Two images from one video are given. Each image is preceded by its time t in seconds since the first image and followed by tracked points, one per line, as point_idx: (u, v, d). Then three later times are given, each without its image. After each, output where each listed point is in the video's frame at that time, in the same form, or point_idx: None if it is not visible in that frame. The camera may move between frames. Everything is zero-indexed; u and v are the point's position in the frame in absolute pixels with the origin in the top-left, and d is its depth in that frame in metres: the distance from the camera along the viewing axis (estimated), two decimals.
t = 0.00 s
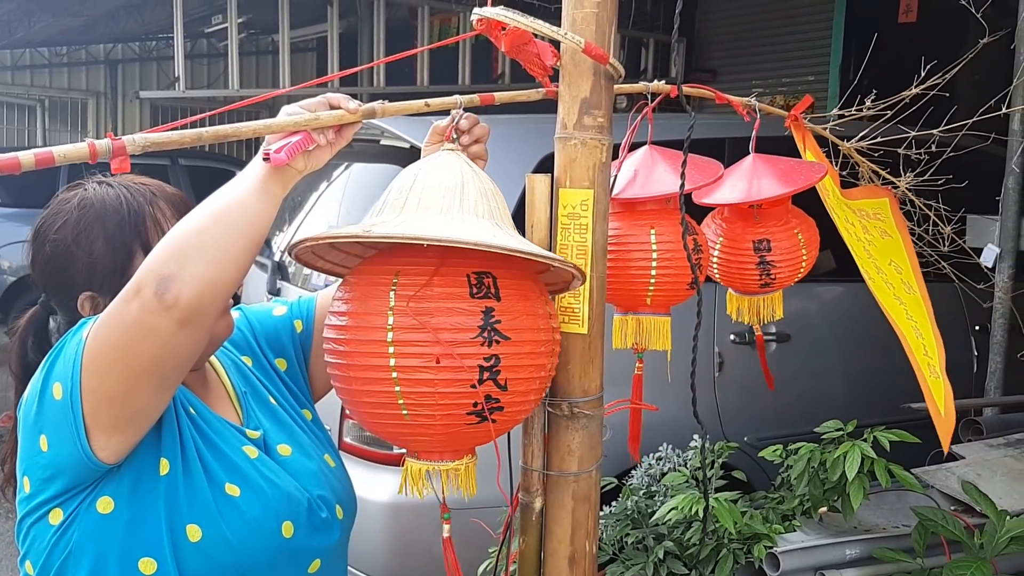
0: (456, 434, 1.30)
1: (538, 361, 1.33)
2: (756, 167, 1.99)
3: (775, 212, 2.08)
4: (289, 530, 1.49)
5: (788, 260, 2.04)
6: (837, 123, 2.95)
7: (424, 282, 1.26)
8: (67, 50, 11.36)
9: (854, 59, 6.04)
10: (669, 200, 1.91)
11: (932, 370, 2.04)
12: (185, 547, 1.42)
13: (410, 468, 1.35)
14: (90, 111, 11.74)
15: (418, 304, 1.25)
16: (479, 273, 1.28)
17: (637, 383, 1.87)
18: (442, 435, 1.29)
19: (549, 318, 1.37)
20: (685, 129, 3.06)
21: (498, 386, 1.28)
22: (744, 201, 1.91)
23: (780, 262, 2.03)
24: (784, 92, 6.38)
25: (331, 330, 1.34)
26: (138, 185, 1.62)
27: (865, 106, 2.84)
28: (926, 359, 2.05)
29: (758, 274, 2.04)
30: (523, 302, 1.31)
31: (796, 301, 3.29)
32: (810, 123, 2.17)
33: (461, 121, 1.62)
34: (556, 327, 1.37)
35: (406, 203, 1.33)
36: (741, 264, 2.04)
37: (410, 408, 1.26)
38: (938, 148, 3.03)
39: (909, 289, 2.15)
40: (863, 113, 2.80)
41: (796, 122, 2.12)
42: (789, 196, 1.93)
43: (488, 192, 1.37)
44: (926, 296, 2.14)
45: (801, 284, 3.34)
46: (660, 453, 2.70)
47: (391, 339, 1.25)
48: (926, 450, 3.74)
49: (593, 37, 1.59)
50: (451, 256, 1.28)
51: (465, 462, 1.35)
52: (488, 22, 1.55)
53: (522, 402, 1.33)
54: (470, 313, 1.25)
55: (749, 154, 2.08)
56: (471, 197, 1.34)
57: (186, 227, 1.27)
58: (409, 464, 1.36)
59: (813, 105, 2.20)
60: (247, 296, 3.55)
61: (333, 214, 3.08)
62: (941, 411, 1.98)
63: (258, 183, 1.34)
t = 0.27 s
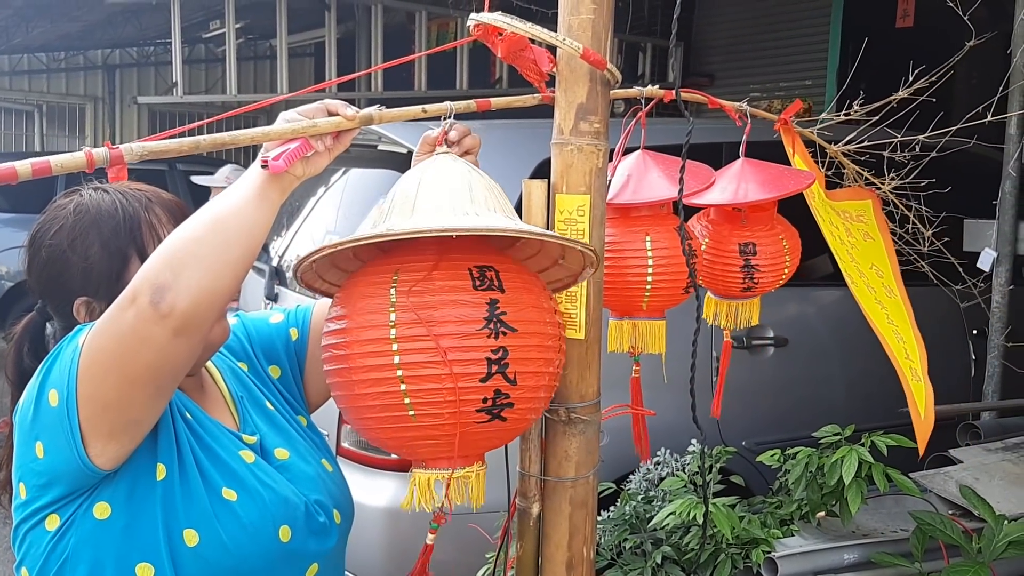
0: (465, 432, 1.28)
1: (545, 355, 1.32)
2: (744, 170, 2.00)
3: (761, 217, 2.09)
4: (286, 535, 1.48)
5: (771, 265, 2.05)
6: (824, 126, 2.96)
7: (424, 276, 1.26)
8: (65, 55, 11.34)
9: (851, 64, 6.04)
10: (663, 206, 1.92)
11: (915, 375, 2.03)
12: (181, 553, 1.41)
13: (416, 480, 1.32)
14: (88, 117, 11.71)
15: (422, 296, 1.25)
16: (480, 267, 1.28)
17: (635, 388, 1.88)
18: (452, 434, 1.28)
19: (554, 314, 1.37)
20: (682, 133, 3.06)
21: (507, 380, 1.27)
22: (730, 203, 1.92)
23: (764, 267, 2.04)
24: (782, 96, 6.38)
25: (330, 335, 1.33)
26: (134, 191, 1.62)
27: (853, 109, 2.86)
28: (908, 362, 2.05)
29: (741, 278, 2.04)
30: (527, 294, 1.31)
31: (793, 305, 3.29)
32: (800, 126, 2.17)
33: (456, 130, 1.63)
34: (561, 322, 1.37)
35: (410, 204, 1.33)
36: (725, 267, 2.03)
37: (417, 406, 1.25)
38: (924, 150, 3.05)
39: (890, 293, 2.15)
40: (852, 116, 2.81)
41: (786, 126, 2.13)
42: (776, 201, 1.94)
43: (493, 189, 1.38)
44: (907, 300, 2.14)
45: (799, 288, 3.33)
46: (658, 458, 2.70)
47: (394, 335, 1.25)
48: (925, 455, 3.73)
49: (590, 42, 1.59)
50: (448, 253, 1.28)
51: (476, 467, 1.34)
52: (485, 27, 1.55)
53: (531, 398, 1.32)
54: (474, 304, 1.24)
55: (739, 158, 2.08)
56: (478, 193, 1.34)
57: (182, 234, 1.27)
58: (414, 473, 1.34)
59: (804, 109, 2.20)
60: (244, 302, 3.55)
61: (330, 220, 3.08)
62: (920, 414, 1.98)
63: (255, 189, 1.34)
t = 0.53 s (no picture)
0: (461, 446, 1.30)
1: (540, 368, 1.33)
2: (739, 177, 2.00)
3: (759, 223, 2.10)
4: (282, 544, 1.48)
5: (770, 271, 2.04)
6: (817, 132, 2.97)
7: (419, 292, 1.26)
8: (63, 60, 11.33)
9: (848, 69, 6.06)
10: (659, 211, 1.92)
11: (890, 387, 2.03)
12: (177, 562, 1.41)
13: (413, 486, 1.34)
14: (87, 122, 11.69)
15: (417, 314, 1.25)
16: (477, 282, 1.29)
17: (624, 393, 1.87)
18: (448, 448, 1.29)
19: (548, 326, 1.38)
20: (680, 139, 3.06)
21: (501, 395, 1.28)
22: (727, 211, 1.92)
23: (762, 273, 2.03)
24: (780, 101, 6.40)
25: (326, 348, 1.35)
26: (130, 198, 1.63)
27: (847, 117, 2.87)
28: (883, 374, 2.05)
29: (740, 284, 2.03)
30: (522, 308, 1.32)
31: (791, 310, 3.29)
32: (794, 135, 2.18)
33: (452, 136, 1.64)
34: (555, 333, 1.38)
35: (392, 224, 1.34)
36: (725, 274, 2.03)
37: (413, 422, 1.26)
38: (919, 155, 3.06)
39: (870, 306, 2.17)
40: (846, 123, 2.82)
41: (779, 133, 2.14)
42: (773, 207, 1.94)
43: (477, 210, 1.38)
44: (886, 314, 2.17)
45: (796, 293, 3.34)
46: (656, 464, 2.69)
47: (392, 352, 1.25)
48: (923, 460, 3.73)
49: (587, 50, 1.60)
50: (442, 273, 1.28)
51: (471, 477, 1.35)
52: (483, 35, 1.54)
53: (525, 411, 1.33)
54: (471, 321, 1.26)
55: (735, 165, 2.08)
56: (458, 213, 1.35)
57: (180, 242, 1.27)
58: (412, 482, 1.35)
59: (798, 115, 2.21)
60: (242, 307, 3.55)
61: (328, 225, 3.08)
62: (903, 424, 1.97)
63: (253, 196, 1.34)
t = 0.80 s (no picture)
0: (407, 455, 1.30)
1: (495, 391, 1.32)
2: (740, 177, 2.00)
3: (761, 221, 2.09)
4: (280, 547, 1.47)
5: (774, 270, 2.04)
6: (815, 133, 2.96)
7: (389, 302, 1.26)
8: (60, 60, 11.31)
9: (846, 72, 6.07)
10: (658, 212, 1.91)
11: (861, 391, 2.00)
12: (175, 564, 1.41)
13: (363, 480, 1.36)
14: (83, 122, 11.64)
15: (380, 324, 1.25)
16: (444, 298, 1.28)
17: (623, 396, 1.86)
18: (392, 454, 1.30)
19: (513, 348, 1.36)
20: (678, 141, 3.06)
21: (450, 412, 1.28)
22: (729, 211, 1.91)
23: (766, 272, 2.03)
24: (777, 104, 6.40)
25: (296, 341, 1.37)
26: (127, 200, 1.62)
27: (847, 114, 2.86)
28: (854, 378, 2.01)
29: (744, 283, 2.03)
30: (485, 329, 1.31)
31: (789, 313, 3.28)
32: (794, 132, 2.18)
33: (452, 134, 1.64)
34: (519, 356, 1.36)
35: (391, 226, 1.33)
36: (728, 272, 2.03)
37: (360, 424, 1.28)
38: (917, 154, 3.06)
39: (851, 308, 2.13)
40: (845, 120, 2.81)
41: (779, 132, 2.14)
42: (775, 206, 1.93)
43: (473, 214, 1.37)
44: (866, 317, 2.13)
45: (794, 296, 3.34)
46: (654, 467, 2.68)
47: (348, 357, 1.27)
48: (920, 464, 3.74)
49: (586, 52, 1.59)
50: (416, 283, 1.27)
51: (418, 480, 1.36)
52: (482, 36, 1.52)
53: (476, 429, 1.32)
54: (429, 336, 1.25)
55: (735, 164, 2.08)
56: (456, 218, 1.34)
57: (178, 244, 1.26)
58: (363, 476, 1.37)
59: (796, 114, 2.20)
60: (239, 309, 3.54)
61: (325, 227, 3.07)
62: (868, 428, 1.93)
63: (252, 199, 1.33)
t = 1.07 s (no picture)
0: (402, 463, 1.31)
1: (490, 399, 1.33)
2: (734, 183, 2.01)
3: (752, 228, 2.11)
4: (274, 555, 1.48)
5: (766, 276, 2.05)
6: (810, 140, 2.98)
7: (383, 308, 1.28)
8: (57, 66, 11.32)
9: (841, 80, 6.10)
10: (655, 219, 1.92)
11: (826, 403, 2.09)
12: (170, 572, 1.41)
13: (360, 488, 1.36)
14: (80, 127, 11.64)
15: (375, 330, 1.27)
16: (438, 305, 1.29)
17: (630, 403, 1.86)
18: (388, 462, 1.31)
19: (509, 355, 1.36)
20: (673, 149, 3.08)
21: (445, 420, 1.29)
22: (721, 216, 1.93)
23: (758, 278, 2.04)
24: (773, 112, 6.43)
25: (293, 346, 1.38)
26: (126, 207, 1.63)
27: (840, 122, 2.88)
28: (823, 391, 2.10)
29: (736, 289, 2.04)
30: (481, 337, 1.32)
31: (785, 320, 3.30)
32: (787, 140, 2.19)
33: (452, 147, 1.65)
34: (513, 365, 1.36)
35: (392, 233, 1.34)
36: (720, 279, 2.04)
37: (355, 432, 1.29)
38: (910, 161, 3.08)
39: (832, 318, 2.19)
40: (838, 127, 2.83)
41: (773, 140, 2.14)
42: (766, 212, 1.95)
43: (473, 223, 1.39)
44: (847, 327, 2.18)
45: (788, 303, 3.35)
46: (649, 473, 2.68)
47: (343, 363, 1.28)
48: (914, 470, 3.75)
49: (582, 62, 1.61)
50: (409, 289, 1.29)
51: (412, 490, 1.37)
52: (478, 45, 1.55)
53: (471, 436, 1.33)
54: (424, 344, 1.26)
55: (729, 171, 2.09)
56: (456, 227, 1.35)
57: (176, 252, 1.28)
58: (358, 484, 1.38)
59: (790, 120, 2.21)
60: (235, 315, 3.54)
61: (322, 233, 3.07)
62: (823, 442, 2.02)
63: (250, 208, 1.35)
